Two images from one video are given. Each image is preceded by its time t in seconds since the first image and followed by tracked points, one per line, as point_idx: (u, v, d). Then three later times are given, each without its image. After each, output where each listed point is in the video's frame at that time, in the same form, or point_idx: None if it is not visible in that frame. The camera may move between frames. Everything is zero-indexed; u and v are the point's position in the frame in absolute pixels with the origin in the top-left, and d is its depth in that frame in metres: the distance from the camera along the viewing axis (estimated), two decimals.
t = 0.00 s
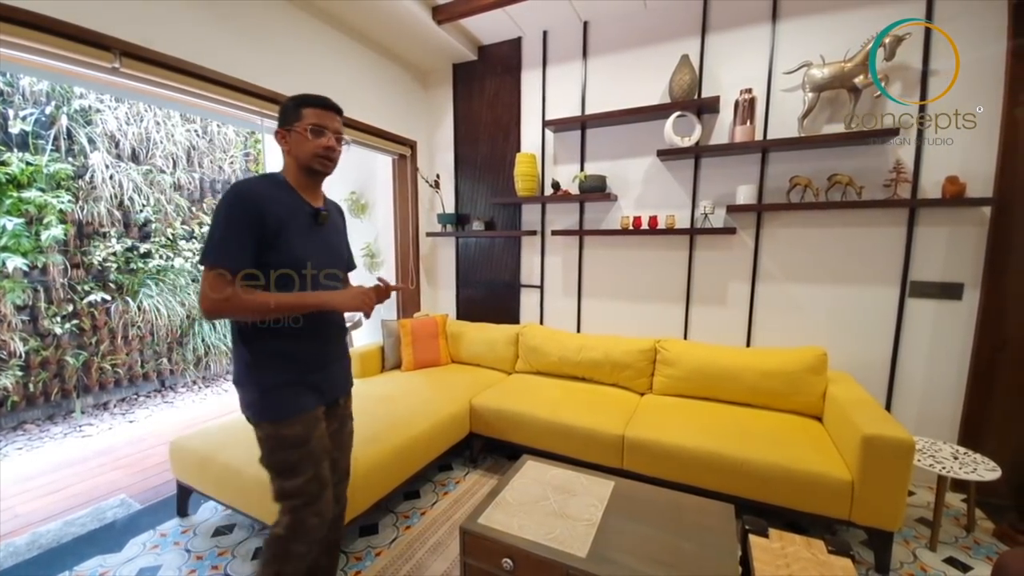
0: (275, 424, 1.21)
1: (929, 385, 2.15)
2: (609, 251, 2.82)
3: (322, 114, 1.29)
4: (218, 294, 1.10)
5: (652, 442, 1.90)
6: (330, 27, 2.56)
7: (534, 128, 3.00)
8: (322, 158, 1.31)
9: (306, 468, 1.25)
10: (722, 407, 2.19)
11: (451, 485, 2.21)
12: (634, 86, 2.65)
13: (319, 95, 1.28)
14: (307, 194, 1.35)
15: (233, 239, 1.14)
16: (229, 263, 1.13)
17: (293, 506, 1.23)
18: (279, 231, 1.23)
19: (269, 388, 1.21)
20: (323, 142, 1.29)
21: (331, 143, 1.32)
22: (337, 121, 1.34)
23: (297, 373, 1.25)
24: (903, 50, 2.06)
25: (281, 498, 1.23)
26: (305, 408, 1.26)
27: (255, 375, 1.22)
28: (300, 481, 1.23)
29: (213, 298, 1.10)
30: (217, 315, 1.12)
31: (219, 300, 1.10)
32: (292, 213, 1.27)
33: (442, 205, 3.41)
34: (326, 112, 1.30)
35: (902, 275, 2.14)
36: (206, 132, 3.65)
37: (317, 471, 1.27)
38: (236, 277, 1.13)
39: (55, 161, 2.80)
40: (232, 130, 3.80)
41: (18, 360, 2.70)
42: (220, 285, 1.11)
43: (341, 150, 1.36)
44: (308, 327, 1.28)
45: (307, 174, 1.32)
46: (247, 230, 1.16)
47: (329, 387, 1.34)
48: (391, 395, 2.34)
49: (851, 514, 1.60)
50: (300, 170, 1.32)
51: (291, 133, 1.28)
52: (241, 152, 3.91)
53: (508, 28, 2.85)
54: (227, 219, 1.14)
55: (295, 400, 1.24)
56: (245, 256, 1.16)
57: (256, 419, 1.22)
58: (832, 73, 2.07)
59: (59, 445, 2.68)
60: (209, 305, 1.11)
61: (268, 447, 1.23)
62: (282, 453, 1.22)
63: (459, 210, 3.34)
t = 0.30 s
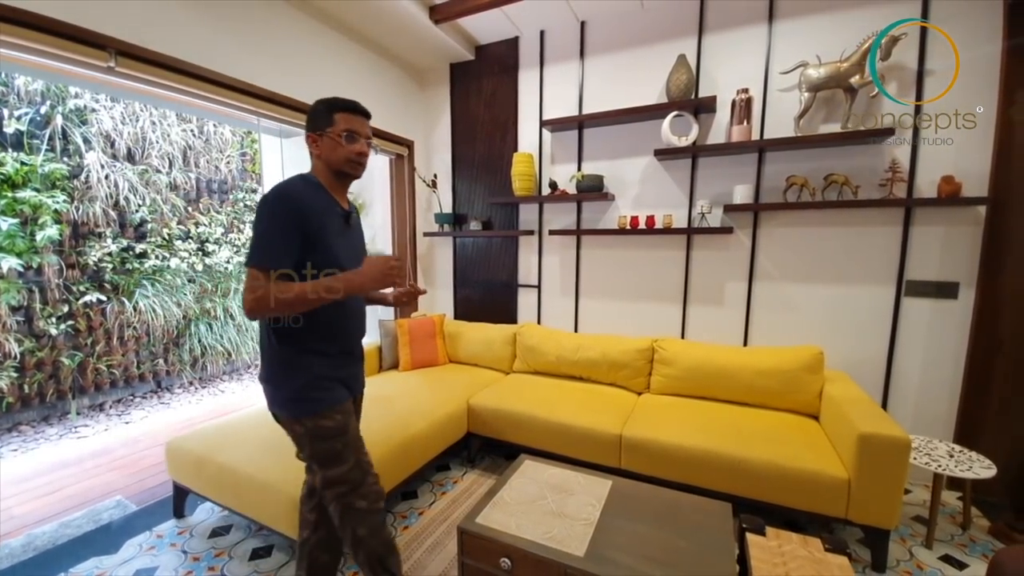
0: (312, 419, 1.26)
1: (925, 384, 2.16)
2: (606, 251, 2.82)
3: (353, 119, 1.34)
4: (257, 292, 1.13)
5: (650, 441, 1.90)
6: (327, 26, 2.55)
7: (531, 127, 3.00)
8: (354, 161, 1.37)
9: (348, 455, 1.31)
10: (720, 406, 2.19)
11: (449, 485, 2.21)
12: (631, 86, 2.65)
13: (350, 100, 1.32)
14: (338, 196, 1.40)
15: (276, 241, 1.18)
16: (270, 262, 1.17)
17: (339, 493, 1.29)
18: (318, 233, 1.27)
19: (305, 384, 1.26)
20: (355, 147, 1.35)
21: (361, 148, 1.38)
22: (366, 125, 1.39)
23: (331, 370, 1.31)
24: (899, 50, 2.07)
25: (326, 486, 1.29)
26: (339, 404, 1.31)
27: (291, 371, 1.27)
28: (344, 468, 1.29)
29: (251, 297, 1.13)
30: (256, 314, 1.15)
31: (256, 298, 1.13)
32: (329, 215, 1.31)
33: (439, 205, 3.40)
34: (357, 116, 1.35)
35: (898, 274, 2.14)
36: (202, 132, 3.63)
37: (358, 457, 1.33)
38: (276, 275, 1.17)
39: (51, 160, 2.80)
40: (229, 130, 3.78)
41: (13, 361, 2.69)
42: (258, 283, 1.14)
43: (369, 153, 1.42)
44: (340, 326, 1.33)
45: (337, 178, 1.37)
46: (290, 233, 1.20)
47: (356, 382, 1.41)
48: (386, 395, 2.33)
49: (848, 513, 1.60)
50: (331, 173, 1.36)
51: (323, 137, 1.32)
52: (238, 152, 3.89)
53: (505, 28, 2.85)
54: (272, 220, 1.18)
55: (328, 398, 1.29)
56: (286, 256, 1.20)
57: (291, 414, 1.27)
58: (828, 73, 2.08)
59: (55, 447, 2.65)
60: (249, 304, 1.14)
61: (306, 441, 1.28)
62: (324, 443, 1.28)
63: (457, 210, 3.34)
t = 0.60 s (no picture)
0: (358, 416, 1.29)
1: (915, 382, 2.19)
2: (601, 250, 2.83)
3: (374, 115, 1.34)
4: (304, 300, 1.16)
5: (645, 440, 1.91)
6: (320, 23, 2.53)
7: (526, 127, 3.00)
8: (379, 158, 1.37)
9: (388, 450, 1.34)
10: (713, 405, 2.21)
11: (444, 485, 2.20)
12: (626, 86, 2.66)
13: (367, 96, 1.31)
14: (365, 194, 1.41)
15: (322, 244, 1.20)
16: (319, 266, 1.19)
17: (371, 486, 1.31)
18: (358, 234, 1.28)
19: (351, 383, 1.29)
20: (379, 144, 1.35)
21: (385, 145, 1.37)
22: (386, 120, 1.38)
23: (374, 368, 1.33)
24: (889, 52, 2.09)
25: (360, 478, 1.30)
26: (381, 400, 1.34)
27: (339, 371, 1.29)
28: (382, 462, 1.32)
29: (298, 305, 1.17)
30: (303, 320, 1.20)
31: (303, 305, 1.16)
32: (365, 216, 1.33)
33: (433, 204, 3.39)
34: (377, 113, 1.34)
35: (888, 273, 2.17)
36: (192, 130, 3.59)
37: (395, 454, 1.37)
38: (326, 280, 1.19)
39: (38, 158, 2.74)
40: (220, 128, 3.73)
41: None
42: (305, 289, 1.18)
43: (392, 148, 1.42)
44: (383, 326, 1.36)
45: (363, 177, 1.38)
46: (334, 235, 1.22)
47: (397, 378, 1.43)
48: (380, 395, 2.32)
49: (840, 509, 1.62)
50: (357, 173, 1.37)
51: (346, 137, 1.32)
52: (229, 150, 3.84)
53: (500, 27, 2.84)
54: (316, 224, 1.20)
55: (373, 394, 1.31)
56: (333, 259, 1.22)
57: (340, 413, 1.30)
58: (821, 74, 2.09)
59: (42, 449, 2.60)
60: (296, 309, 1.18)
61: (349, 436, 1.30)
62: (367, 438, 1.30)
63: (451, 209, 3.33)
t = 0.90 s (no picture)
0: (387, 412, 1.35)
1: (901, 379, 2.23)
2: (594, 251, 2.84)
3: (400, 114, 1.36)
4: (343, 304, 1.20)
5: (637, 439, 1.92)
6: (311, 21, 2.50)
7: (518, 127, 3.00)
8: (406, 157, 1.39)
9: (411, 447, 1.40)
10: (705, 403, 2.23)
11: (437, 486, 2.19)
12: (618, 87, 2.68)
13: (393, 94, 1.33)
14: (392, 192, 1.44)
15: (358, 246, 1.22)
16: (355, 270, 1.21)
17: (392, 483, 1.37)
18: (389, 234, 1.31)
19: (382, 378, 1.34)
20: (406, 142, 1.38)
21: (410, 142, 1.40)
22: (411, 118, 1.41)
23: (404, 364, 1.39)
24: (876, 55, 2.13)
25: (383, 475, 1.37)
26: (409, 395, 1.40)
27: (370, 369, 1.35)
28: (405, 459, 1.38)
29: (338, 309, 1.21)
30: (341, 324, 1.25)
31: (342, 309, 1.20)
32: (394, 216, 1.36)
33: (425, 204, 3.38)
34: (403, 112, 1.36)
35: (875, 273, 2.21)
36: (179, 128, 3.53)
37: (416, 452, 1.42)
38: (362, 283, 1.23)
39: (20, 156, 2.66)
40: (207, 126, 3.67)
41: None
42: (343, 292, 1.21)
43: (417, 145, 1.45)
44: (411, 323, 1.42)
45: (389, 175, 1.40)
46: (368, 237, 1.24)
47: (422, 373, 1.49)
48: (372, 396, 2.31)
49: (830, 506, 1.64)
50: (383, 171, 1.39)
51: (373, 136, 1.34)
52: (216, 149, 3.79)
53: (492, 27, 2.84)
54: (351, 226, 1.22)
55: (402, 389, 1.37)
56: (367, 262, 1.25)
57: (371, 408, 1.35)
58: (809, 76, 2.12)
59: (23, 454, 2.53)
60: (335, 312, 1.21)
61: (375, 430, 1.36)
62: (392, 435, 1.36)
63: (444, 209, 3.31)
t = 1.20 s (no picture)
0: (385, 406, 1.36)
1: (882, 377, 2.29)
2: (583, 251, 2.86)
3: (415, 122, 1.40)
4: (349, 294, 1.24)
5: (628, 437, 1.93)
6: (299, 18, 2.47)
7: (508, 128, 3.00)
8: (416, 163, 1.44)
9: (405, 445, 1.40)
10: (694, 402, 2.26)
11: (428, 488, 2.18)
12: (607, 89, 2.70)
13: (410, 103, 1.37)
14: (402, 194, 1.49)
15: (360, 240, 1.26)
16: (355, 263, 1.24)
17: (386, 480, 1.37)
18: (393, 231, 1.34)
19: (382, 372, 1.36)
20: (417, 150, 1.41)
21: (423, 150, 1.43)
22: (427, 127, 1.44)
23: (405, 360, 1.40)
24: (858, 60, 2.19)
25: (377, 472, 1.37)
26: (409, 392, 1.40)
27: (372, 363, 1.37)
28: (398, 457, 1.38)
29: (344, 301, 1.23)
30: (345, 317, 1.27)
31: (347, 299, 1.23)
32: (399, 215, 1.39)
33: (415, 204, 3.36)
34: (419, 120, 1.40)
35: (857, 273, 2.27)
36: (161, 126, 3.45)
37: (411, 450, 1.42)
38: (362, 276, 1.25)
39: None
40: (190, 123, 3.60)
41: None
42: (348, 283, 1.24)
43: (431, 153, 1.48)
44: (416, 320, 1.43)
45: (399, 178, 1.46)
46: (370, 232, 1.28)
47: (429, 372, 1.48)
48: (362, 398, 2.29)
49: (815, 501, 1.68)
50: (394, 174, 1.45)
51: (387, 140, 1.40)
52: (199, 147, 3.72)
53: (482, 27, 2.84)
54: (353, 222, 1.26)
55: (403, 385, 1.38)
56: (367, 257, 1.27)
57: (371, 403, 1.37)
58: (793, 81, 2.16)
59: None
60: (339, 304, 1.25)
61: (372, 424, 1.37)
62: (386, 430, 1.36)
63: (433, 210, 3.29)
